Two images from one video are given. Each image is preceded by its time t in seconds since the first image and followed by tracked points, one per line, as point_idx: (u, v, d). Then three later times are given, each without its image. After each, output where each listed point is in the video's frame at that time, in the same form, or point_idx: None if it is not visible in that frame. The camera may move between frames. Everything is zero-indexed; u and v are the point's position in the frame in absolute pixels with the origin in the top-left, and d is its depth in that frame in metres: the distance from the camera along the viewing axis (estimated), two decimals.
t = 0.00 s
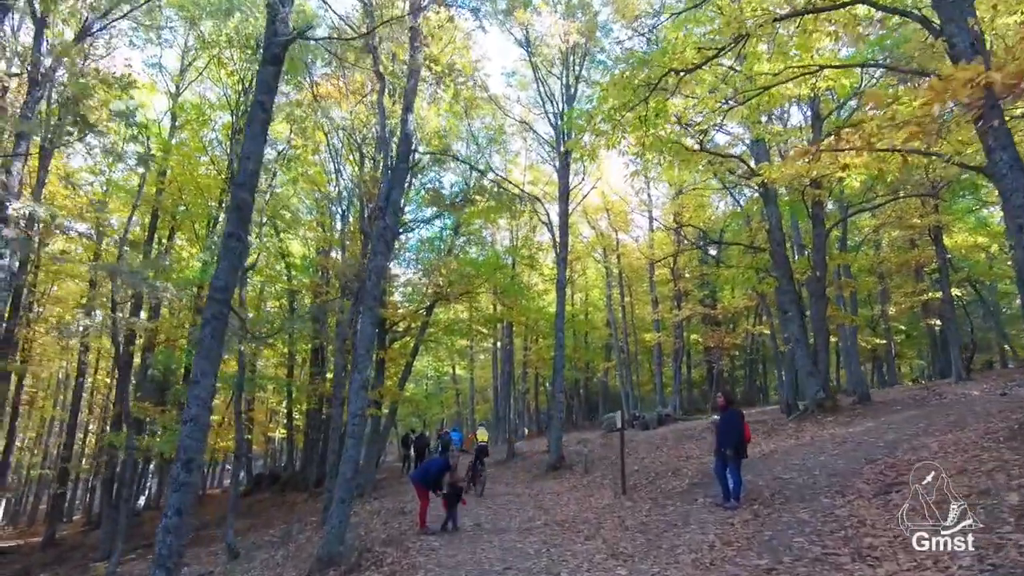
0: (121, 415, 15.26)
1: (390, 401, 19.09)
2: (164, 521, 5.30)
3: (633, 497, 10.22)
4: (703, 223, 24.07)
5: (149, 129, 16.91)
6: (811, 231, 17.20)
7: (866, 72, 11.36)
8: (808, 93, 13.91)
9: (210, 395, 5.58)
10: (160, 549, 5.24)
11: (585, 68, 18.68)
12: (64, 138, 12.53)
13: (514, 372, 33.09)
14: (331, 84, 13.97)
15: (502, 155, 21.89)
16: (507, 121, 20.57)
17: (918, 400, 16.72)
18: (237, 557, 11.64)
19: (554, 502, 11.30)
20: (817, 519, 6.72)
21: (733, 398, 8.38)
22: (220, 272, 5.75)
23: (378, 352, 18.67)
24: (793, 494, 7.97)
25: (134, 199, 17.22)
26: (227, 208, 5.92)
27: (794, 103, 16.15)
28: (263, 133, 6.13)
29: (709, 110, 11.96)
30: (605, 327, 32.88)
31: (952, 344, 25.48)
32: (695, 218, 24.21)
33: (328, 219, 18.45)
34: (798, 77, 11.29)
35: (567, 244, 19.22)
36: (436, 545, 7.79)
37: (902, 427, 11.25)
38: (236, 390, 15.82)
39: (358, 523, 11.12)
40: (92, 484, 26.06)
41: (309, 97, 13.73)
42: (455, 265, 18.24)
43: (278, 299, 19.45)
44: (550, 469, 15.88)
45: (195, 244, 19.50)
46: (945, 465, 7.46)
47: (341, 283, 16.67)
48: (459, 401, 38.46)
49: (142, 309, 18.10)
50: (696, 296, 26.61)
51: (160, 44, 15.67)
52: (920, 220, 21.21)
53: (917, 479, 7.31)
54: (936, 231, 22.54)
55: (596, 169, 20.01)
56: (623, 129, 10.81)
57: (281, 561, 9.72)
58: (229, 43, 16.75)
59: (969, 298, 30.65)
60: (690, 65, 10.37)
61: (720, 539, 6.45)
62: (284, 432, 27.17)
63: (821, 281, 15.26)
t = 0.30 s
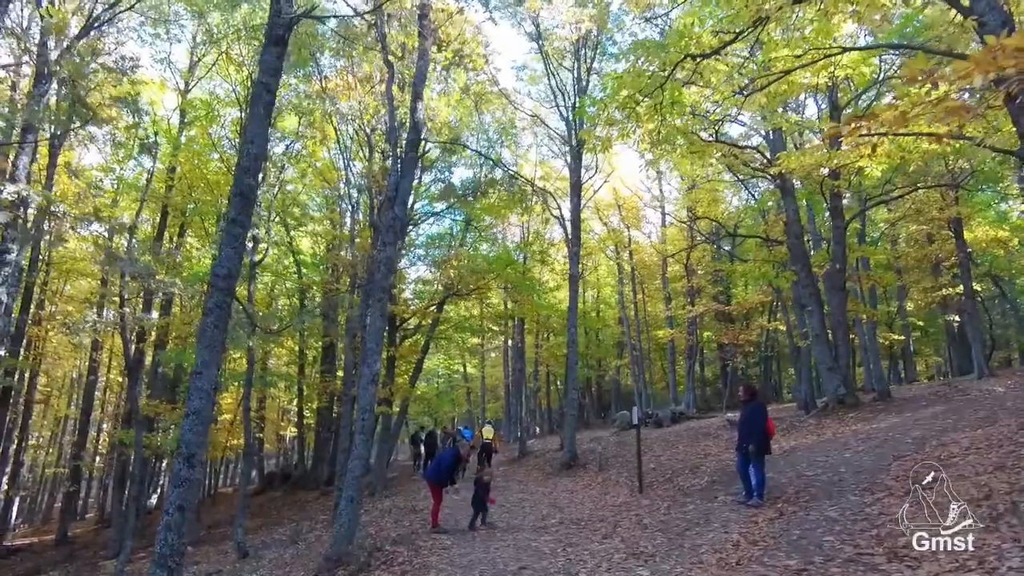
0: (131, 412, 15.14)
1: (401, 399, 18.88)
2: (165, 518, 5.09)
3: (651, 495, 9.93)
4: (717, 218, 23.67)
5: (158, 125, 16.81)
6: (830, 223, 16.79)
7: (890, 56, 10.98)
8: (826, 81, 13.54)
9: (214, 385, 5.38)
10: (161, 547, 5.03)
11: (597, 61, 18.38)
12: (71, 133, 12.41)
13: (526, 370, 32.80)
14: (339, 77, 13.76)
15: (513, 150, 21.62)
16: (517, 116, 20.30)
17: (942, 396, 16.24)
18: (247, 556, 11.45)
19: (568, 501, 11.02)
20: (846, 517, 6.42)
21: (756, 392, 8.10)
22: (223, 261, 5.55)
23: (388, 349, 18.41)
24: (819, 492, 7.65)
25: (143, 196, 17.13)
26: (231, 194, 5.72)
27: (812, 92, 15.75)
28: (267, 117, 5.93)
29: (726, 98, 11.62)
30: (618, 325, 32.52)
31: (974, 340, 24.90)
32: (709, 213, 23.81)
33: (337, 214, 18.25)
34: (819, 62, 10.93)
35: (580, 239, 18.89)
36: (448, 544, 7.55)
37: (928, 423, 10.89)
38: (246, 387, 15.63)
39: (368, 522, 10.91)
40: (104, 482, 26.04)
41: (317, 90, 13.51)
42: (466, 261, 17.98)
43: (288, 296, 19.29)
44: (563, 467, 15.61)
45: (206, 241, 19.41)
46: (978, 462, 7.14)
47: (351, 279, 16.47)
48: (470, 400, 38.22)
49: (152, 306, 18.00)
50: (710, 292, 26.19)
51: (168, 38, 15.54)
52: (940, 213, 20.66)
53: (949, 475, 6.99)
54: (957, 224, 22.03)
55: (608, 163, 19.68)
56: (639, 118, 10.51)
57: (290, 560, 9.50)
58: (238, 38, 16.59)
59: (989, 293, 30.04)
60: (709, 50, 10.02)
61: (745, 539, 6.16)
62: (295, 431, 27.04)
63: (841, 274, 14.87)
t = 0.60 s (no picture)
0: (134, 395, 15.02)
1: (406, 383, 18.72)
2: (160, 503, 4.91)
3: (660, 479, 9.75)
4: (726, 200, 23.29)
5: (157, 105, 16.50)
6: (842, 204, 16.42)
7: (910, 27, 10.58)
8: (839, 57, 13.15)
9: (209, 366, 5.18)
10: (156, 533, 4.86)
11: (604, 38, 17.96)
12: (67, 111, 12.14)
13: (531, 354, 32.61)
14: (340, 54, 13.44)
15: (517, 131, 21.26)
16: (522, 96, 19.92)
17: (955, 379, 15.96)
18: (251, 540, 11.34)
19: (576, 485, 10.86)
20: (864, 502, 6.18)
21: (770, 375, 7.88)
22: (218, 237, 5.32)
23: (392, 333, 18.23)
24: (834, 476, 7.44)
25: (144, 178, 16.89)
26: (226, 167, 5.47)
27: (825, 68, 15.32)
28: (263, 87, 5.66)
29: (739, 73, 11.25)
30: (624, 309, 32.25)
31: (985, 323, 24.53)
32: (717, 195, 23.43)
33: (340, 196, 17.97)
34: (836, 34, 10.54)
35: (586, 220, 18.58)
36: (454, 529, 7.37)
37: (943, 406, 10.64)
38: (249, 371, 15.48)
39: (372, 506, 10.76)
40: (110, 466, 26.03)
41: (317, 67, 13.19)
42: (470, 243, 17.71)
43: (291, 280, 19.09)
44: (569, 451, 15.46)
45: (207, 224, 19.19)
46: (1000, 446, 6.90)
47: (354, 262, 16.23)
48: (475, 384, 38.11)
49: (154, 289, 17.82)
50: (717, 275, 25.89)
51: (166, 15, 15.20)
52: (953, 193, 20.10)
53: (970, 459, 6.75)
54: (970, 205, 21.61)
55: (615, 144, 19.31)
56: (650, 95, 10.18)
57: (294, 544, 9.35)
58: (237, 15, 16.23)
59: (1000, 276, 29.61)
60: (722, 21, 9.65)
61: (760, 525, 5.95)
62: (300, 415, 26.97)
63: (853, 255, 14.54)
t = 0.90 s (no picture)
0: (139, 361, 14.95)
1: (412, 349, 18.60)
2: (157, 466, 4.76)
3: (668, 444, 9.62)
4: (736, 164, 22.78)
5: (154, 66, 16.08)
6: (857, 165, 15.96)
7: None
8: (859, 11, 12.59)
9: (204, 326, 4.99)
10: (152, 496, 4.72)
11: None
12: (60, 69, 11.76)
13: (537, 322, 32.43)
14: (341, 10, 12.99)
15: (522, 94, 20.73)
16: (527, 57, 19.35)
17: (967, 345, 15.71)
18: (257, 503, 11.32)
19: (582, 449, 10.75)
20: (883, 466, 5.98)
21: (780, 337, 7.63)
22: (210, 191, 5.08)
23: (397, 299, 18.03)
24: (849, 440, 7.25)
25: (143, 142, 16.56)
26: (216, 117, 5.19)
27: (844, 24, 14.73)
28: (253, 32, 5.35)
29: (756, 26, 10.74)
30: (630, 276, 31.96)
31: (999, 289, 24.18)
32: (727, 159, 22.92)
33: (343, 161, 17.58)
34: None
35: (593, 184, 18.21)
36: (460, 493, 7.24)
37: (959, 370, 10.42)
38: (253, 337, 15.37)
39: (378, 470, 10.69)
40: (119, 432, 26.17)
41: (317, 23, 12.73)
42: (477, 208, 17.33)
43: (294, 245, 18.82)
44: (575, 416, 15.37)
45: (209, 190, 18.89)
46: (1020, 408, 6.69)
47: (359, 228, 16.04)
48: (480, 352, 38.09)
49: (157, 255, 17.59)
50: (726, 241, 25.50)
51: None
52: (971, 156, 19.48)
53: (991, 422, 6.54)
54: (987, 168, 21.06)
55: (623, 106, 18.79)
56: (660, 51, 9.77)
57: (300, 507, 9.28)
58: None
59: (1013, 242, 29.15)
60: None
61: (773, 489, 5.78)
62: (306, 382, 27.01)
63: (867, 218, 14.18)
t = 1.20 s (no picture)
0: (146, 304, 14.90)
1: (420, 293, 18.45)
2: (158, 410, 4.63)
3: (678, 387, 9.51)
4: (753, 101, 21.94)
5: None
6: (880, 100, 15.25)
7: None
8: None
9: (202, 266, 4.78)
10: (155, 440, 4.61)
11: None
12: None
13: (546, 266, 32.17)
14: None
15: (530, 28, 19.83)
16: None
17: (986, 287, 15.37)
18: (268, 445, 11.41)
19: (592, 392, 10.68)
20: (903, 411, 5.81)
21: (786, 280, 7.45)
22: (202, 124, 4.77)
23: (403, 242, 17.73)
24: (867, 384, 7.08)
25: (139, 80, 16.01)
26: (205, 42, 4.82)
27: None
28: None
29: None
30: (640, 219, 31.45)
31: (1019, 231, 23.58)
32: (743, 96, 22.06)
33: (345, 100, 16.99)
34: None
35: (604, 122, 17.58)
36: (469, 435, 7.15)
37: (979, 313, 10.16)
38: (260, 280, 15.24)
39: (387, 413, 10.69)
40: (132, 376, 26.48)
41: None
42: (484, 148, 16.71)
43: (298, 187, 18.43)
44: (584, 359, 15.31)
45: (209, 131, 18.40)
46: None
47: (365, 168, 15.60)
48: (488, 296, 38.02)
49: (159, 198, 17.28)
50: (739, 182, 24.86)
51: None
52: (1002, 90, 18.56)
53: (1016, 365, 6.32)
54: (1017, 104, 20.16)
55: (635, 39, 17.93)
56: None
57: (310, 449, 9.29)
58: None
59: None
60: None
61: (790, 433, 5.64)
62: (315, 326, 27.09)
63: (889, 156, 13.64)
